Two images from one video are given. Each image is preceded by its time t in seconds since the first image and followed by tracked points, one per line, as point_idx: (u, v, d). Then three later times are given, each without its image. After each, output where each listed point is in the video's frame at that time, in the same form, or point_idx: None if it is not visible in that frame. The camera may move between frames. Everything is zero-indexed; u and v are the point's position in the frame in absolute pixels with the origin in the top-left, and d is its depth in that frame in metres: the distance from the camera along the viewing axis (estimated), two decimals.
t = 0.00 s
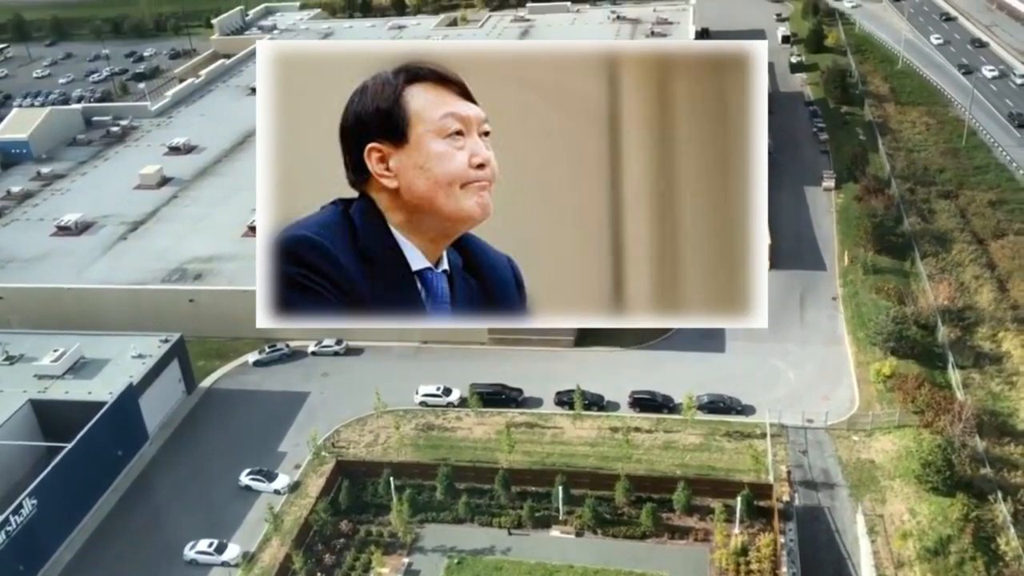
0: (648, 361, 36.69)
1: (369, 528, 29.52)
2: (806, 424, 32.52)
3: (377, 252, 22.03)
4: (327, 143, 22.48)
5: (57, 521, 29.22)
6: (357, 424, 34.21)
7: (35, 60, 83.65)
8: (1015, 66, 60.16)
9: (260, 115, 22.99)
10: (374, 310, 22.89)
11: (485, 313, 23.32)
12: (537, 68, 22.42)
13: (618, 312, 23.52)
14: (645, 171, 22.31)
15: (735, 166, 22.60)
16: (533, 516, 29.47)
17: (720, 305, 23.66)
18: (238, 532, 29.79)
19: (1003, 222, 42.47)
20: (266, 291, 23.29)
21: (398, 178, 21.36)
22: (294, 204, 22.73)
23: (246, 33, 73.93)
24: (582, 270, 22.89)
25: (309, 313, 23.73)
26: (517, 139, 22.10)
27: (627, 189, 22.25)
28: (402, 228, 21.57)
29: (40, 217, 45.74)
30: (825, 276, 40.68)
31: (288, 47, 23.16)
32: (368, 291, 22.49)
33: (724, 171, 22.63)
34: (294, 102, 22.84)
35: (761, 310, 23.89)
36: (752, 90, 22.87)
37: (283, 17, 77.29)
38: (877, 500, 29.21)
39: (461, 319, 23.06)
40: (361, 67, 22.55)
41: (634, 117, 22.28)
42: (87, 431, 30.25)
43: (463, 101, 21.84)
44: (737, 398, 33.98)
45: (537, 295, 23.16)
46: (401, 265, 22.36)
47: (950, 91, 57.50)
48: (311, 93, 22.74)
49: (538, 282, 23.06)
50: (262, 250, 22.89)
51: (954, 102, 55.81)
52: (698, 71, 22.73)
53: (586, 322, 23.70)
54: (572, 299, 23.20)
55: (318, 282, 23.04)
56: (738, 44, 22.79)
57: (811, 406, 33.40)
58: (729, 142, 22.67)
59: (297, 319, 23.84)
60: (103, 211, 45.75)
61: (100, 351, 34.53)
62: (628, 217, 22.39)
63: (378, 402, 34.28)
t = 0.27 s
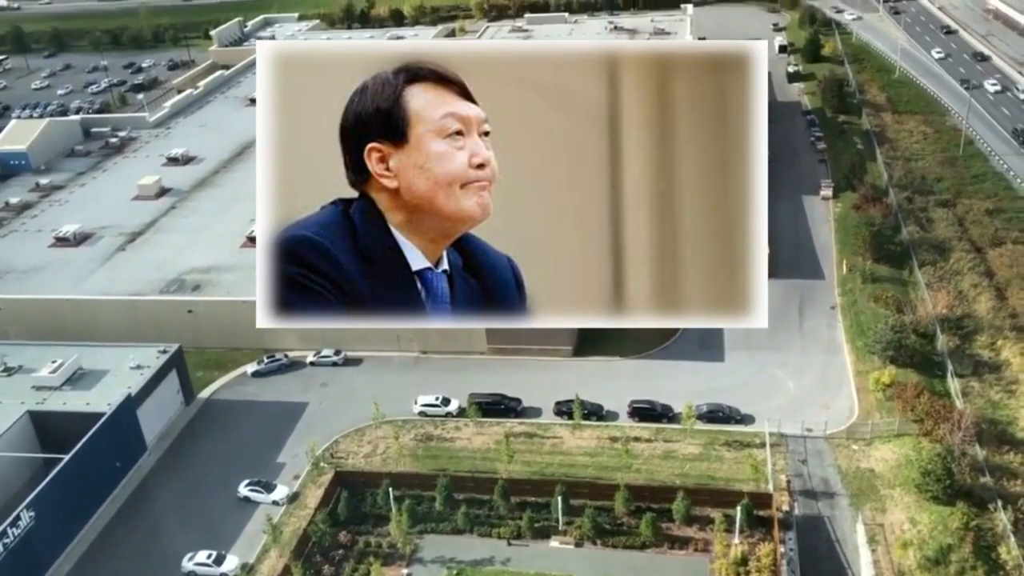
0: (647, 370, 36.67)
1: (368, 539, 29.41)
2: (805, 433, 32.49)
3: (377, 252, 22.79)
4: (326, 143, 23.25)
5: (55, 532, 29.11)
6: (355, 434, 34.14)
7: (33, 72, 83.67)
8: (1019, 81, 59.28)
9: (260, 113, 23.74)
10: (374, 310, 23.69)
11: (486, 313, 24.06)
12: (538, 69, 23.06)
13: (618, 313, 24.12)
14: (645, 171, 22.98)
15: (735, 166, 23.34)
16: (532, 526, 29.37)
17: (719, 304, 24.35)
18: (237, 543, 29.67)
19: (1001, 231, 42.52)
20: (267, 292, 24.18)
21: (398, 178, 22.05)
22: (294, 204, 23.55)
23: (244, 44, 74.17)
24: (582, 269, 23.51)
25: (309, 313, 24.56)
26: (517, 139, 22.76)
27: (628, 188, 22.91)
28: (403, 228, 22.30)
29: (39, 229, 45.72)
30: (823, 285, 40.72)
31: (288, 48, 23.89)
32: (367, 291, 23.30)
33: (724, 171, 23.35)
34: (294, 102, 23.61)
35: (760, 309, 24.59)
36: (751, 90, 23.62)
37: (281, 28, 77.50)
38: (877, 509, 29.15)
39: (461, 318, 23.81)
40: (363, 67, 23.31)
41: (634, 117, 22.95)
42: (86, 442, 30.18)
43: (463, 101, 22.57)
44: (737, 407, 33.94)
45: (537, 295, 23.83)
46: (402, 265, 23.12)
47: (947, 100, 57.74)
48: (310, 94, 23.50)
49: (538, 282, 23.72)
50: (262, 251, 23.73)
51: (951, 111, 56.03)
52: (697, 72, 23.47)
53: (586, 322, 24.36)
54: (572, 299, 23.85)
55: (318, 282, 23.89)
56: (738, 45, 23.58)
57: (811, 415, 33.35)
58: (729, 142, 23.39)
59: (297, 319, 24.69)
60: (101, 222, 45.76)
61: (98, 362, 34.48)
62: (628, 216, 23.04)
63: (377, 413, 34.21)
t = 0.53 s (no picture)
0: (644, 382, 36.61)
1: (365, 554, 29.25)
2: (803, 445, 32.45)
3: (377, 253, 23.99)
4: (327, 143, 24.37)
5: (50, 549, 28.88)
6: (353, 448, 34.04)
7: (31, 86, 83.81)
8: (1019, 97, 58.96)
9: (260, 113, 24.86)
10: (374, 310, 25.05)
11: (486, 312, 25.28)
12: (539, 70, 24.10)
13: (619, 312, 25.34)
14: (644, 171, 24.11)
15: (734, 167, 24.53)
16: (530, 540, 29.25)
17: (718, 303, 25.61)
18: (233, 558, 29.48)
19: (997, 242, 42.64)
20: (268, 292, 25.57)
21: (398, 178, 23.12)
22: (294, 204, 24.76)
23: (242, 59, 74.54)
24: (582, 269, 24.67)
25: (309, 312, 25.94)
26: (517, 139, 23.82)
27: (628, 188, 24.04)
28: (403, 227, 23.41)
29: (35, 243, 45.70)
30: (820, 297, 40.78)
31: (287, 49, 24.89)
32: (367, 291, 24.63)
33: (723, 172, 24.54)
34: (294, 102, 24.72)
35: (760, 308, 25.88)
36: (751, 90, 24.81)
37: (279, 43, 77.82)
38: (876, 521, 29.08)
39: (461, 318, 25.11)
40: (363, 67, 24.43)
41: (634, 117, 24.02)
42: (81, 457, 30.03)
43: (463, 102, 23.70)
44: (735, 419, 33.90)
45: (537, 295, 25.00)
46: (401, 265, 24.40)
47: (941, 112, 58.16)
48: (310, 93, 24.58)
49: (538, 282, 24.87)
50: (263, 250, 24.99)
51: (946, 123, 56.43)
52: (697, 72, 24.61)
53: (587, 321, 25.55)
54: (572, 298, 25.04)
55: (318, 282, 25.28)
56: (737, 45, 24.82)
57: (809, 427, 33.31)
58: (728, 142, 24.58)
59: (297, 318, 26.11)
60: (98, 236, 45.75)
61: (94, 376, 34.37)
62: (628, 216, 24.16)
63: (374, 426, 34.10)
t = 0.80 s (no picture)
0: (640, 396, 36.61)
1: (359, 569, 29.06)
2: (799, 459, 32.44)
3: (378, 252, 24.08)
4: (326, 143, 24.47)
5: (43, 564, 28.60)
6: (348, 463, 33.93)
7: (26, 101, 83.89)
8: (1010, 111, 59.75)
9: (260, 112, 24.87)
10: (374, 310, 24.99)
11: (486, 312, 25.30)
12: (539, 70, 24.19)
13: (619, 313, 25.28)
14: (644, 171, 24.20)
15: (734, 167, 24.52)
16: (525, 555, 29.11)
17: (719, 304, 25.44)
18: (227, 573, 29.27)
19: (990, 256, 42.84)
20: (267, 292, 25.39)
21: (398, 178, 23.39)
22: (294, 204, 24.77)
23: (238, 74, 74.82)
24: (582, 269, 24.70)
25: (307, 313, 25.85)
26: (517, 138, 23.96)
27: (628, 188, 24.12)
28: (403, 227, 23.59)
29: (30, 257, 45.64)
30: (815, 311, 40.90)
31: (287, 49, 24.94)
32: (368, 291, 24.61)
33: (723, 172, 24.54)
34: (294, 102, 24.78)
35: (759, 309, 25.63)
36: (750, 90, 24.78)
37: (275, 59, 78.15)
38: (872, 536, 29.02)
39: (461, 318, 25.11)
40: (362, 66, 24.50)
41: (634, 117, 24.12)
42: (75, 472, 29.85)
43: (463, 102, 23.93)
44: (730, 433, 33.90)
45: (537, 295, 24.98)
46: (402, 265, 24.45)
47: (935, 126, 58.59)
48: (310, 93, 24.65)
49: (538, 282, 24.87)
50: (263, 251, 24.91)
51: (939, 137, 56.82)
52: (697, 72, 24.65)
53: (588, 322, 25.48)
54: (572, 299, 25.03)
55: (318, 282, 25.24)
56: (737, 45, 24.80)
57: (804, 441, 33.32)
58: (728, 142, 24.59)
59: (296, 318, 25.96)
60: (93, 251, 45.72)
61: (88, 391, 34.24)
62: (628, 216, 24.22)
63: (369, 441, 34.01)
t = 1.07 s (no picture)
0: (636, 406, 36.59)
1: None
2: (795, 469, 32.41)
3: (378, 252, 23.83)
4: (326, 144, 24.16)
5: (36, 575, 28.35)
6: (343, 472, 33.82)
7: (22, 111, 83.99)
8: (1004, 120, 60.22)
9: (260, 113, 24.52)
10: (375, 310, 24.62)
11: (486, 311, 24.97)
12: (539, 69, 23.91)
13: (620, 313, 25.01)
14: (644, 172, 24.00)
15: (735, 167, 24.14)
16: (521, 565, 28.97)
17: (721, 305, 24.92)
18: None
19: (985, 266, 42.99)
20: (267, 293, 24.94)
21: (398, 178, 23.16)
22: (294, 204, 24.43)
23: (234, 84, 74.97)
24: (582, 269, 24.52)
25: (307, 313, 25.37)
26: (517, 138, 23.86)
27: (628, 188, 23.96)
28: (403, 228, 23.38)
29: (25, 267, 45.52)
30: (811, 320, 40.95)
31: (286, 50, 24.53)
32: (367, 291, 24.29)
33: (724, 172, 24.18)
34: (294, 103, 24.34)
35: (761, 311, 25.01)
36: (753, 88, 24.20)
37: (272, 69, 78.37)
38: (869, 546, 28.96)
39: (461, 317, 24.76)
40: (361, 67, 24.09)
41: (635, 116, 23.87)
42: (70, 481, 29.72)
43: (463, 101, 23.68)
44: (727, 443, 33.87)
45: (537, 295, 24.77)
46: (402, 265, 24.15)
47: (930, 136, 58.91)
48: (310, 93, 24.23)
49: (538, 283, 24.69)
50: (263, 250, 24.51)
51: (934, 147, 57.07)
52: (699, 70, 24.18)
53: (588, 322, 25.21)
54: (573, 299, 24.82)
55: (318, 282, 24.84)
56: (739, 44, 24.15)
57: (800, 450, 33.30)
58: (730, 141, 24.19)
59: (297, 318, 25.45)
60: (89, 260, 45.63)
61: (83, 401, 34.14)
62: (628, 216, 24.08)
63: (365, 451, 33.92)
